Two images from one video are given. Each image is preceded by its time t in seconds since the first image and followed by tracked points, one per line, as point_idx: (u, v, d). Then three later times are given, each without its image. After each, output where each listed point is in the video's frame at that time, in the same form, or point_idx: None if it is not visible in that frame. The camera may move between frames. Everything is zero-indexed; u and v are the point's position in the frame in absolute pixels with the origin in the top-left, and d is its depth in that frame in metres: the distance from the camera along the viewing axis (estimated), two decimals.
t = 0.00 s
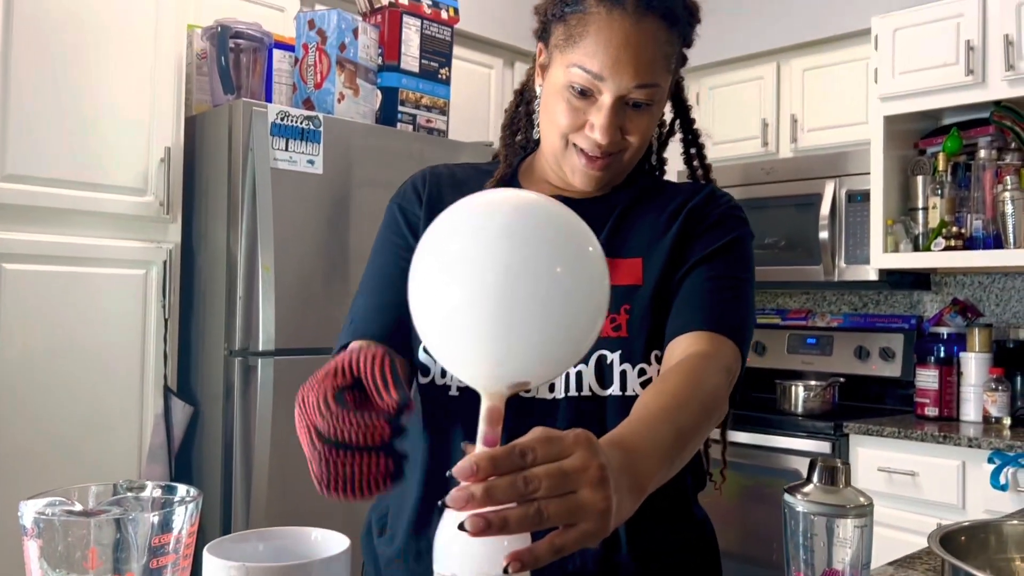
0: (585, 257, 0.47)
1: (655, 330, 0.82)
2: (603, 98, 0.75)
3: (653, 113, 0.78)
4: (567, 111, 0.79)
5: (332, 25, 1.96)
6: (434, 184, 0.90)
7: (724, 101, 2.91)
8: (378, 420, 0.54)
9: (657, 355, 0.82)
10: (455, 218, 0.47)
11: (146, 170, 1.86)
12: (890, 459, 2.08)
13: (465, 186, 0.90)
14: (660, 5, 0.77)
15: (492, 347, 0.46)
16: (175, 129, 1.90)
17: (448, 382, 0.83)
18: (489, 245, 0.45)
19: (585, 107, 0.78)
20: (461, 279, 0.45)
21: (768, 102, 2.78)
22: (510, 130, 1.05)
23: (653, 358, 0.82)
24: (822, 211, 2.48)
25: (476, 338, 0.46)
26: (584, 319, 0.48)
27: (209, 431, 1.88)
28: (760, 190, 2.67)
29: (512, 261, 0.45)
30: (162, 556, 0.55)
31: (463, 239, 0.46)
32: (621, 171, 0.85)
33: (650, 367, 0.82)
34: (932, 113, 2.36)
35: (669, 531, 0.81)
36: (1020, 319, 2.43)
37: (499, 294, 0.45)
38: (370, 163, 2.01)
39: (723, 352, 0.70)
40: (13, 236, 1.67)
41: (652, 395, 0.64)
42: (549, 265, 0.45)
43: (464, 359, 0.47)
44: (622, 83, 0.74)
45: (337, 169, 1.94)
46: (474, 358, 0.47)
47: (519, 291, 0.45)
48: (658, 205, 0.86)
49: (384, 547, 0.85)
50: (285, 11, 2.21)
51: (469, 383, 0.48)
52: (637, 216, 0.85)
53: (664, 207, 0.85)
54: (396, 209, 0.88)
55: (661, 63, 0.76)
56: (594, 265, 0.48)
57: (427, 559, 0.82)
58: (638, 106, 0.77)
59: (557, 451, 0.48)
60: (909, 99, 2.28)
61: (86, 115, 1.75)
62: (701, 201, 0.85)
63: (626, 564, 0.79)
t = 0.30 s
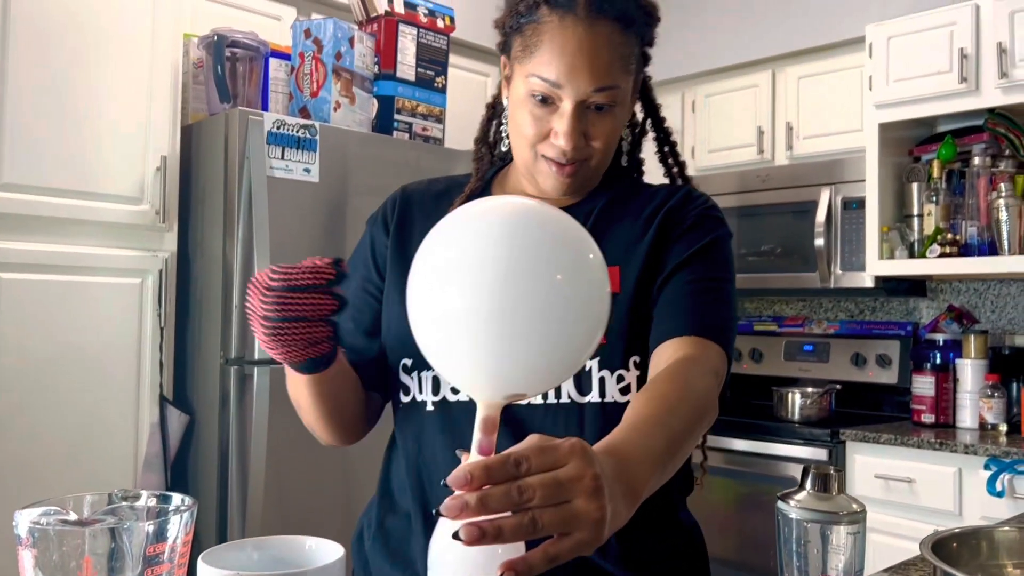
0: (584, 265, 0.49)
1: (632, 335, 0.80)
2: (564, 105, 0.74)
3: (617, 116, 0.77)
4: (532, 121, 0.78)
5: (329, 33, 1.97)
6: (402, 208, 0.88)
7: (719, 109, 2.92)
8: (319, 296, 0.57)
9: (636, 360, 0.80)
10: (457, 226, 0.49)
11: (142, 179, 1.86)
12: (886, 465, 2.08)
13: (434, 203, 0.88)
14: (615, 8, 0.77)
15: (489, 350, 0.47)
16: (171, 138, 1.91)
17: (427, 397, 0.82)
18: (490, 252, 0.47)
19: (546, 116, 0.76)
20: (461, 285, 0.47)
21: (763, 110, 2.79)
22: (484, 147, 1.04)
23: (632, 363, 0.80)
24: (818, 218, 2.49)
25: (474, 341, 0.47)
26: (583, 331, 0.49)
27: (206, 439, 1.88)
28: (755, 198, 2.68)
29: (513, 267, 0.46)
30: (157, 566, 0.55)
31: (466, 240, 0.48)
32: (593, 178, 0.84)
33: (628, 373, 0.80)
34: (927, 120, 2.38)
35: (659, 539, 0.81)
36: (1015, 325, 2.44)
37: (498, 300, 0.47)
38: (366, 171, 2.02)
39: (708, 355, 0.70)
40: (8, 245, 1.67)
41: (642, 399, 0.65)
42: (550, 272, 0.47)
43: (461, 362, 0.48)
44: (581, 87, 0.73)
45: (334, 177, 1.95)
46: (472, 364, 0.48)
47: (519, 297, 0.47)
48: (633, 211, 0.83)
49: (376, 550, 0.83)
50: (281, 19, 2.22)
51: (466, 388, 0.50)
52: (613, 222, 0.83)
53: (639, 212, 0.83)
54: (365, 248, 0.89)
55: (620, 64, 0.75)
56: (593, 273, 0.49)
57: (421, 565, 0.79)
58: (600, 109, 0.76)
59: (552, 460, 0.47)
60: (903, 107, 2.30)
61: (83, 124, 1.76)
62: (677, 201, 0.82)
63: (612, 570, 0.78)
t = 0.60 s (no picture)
0: (582, 276, 0.49)
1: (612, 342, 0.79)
2: (528, 118, 0.75)
3: (586, 123, 0.77)
4: (501, 136, 0.78)
5: (325, 40, 1.98)
6: (381, 235, 0.90)
7: (714, 115, 2.92)
8: (196, 310, 0.62)
9: (613, 365, 0.79)
10: (456, 239, 0.49)
11: (139, 186, 1.87)
12: (882, 470, 2.09)
13: (416, 218, 0.90)
14: (571, 16, 0.77)
15: (487, 357, 0.47)
16: (168, 144, 1.91)
17: (409, 405, 0.82)
18: (490, 265, 0.47)
19: (513, 130, 0.77)
20: (463, 298, 0.47)
21: (758, 115, 2.79)
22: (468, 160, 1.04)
23: (608, 368, 0.79)
24: (813, 224, 2.50)
25: (471, 346, 0.48)
26: (583, 341, 0.50)
27: (202, 445, 1.87)
28: (751, 204, 2.69)
29: (514, 279, 0.47)
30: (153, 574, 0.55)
31: (470, 247, 0.48)
32: (571, 186, 0.84)
33: (605, 379, 0.79)
34: (922, 126, 2.39)
35: (653, 546, 0.81)
36: (1010, 330, 2.45)
37: (499, 312, 0.47)
38: (363, 176, 2.02)
39: (699, 358, 0.70)
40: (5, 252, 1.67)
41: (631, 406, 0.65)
42: (550, 283, 0.47)
43: (459, 367, 0.48)
44: (544, 98, 0.73)
45: (330, 182, 1.95)
46: (475, 377, 0.48)
47: (520, 309, 0.47)
48: (611, 220, 0.83)
49: (364, 554, 0.83)
50: (277, 26, 2.22)
51: (463, 395, 0.50)
52: (593, 232, 0.83)
53: (618, 221, 0.82)
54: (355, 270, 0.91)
55: (584, 74, 0.75)
56: (592, 284, 0.50)
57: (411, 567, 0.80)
58: (566, 119, 0.76)
59: (545, 466, 0.48)
60: (897, 112, 2.31)
61: (79, 132, 1.76)
62: (656, 207, 0.82)
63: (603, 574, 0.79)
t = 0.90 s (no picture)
0: (566, 264, 0.49)
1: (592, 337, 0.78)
2: (481, 121, 0.74)
3: (538, 118, 0.77)
4: (458, 139, 0.78)
5: (318, 38, 1.98)
6: (356, 244, 0.92)
7: (708, 114, 2.93)
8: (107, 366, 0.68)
9: (580, 361, 0.78)
10: (441, 227, 0.49)
11: (131, 185, 1.86)
12: (875, 468, 2.10)
13: (389, 223, 0.91)
14: (514, 12, 0.77)
15: (477, 346, 0.48)
16: (161, 143, 1.91)
17: (385, 410, 0.83)
18: (475, 253, 0.47)
19: (468, 133, 0.77)
20: (447, 286, 0.47)
21: (752, 114, 2.80)
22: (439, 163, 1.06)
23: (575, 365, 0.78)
24: (806, 223, 2.51)
25: (461, 336, 0.48)
26: (569, 330, 0.50)
27: (195, 443, 1.87)
28: (745, 203, 2.70)
29: (498, 268, 0.47)
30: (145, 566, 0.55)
31: (453, 238, 0.48)
32: (537, 178, 0.84)
33: (572, 375, 0.78)
34: (915, 125, 2.40)
35: (641, 539, 0.82)
36: (1003, 328, 2.46)
37: (485, 300, 0.47)
38: (356, 174, 2.02)
39: (682, 352, 0.70)
40: None
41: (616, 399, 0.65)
42: (534, 271, 0.48)
43: (451, 357, 0.49)
44: (492, 99, 0.73)
45: (324, 181, 1.95)
46: (460, 365, 0.49)
47: (506, 298, 0.47)
48: (579, 216, 0.83)
49: (353, 550, 0.84)
50: (271, 25, 2.22)
51: (455, 386, 0.50)
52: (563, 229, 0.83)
53: (589, 219, 0.82)
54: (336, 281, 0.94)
55: (528, 70, 0.75)
56: (577, 273, 0.50)
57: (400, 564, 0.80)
58: (518, 116, 0.75)
59: (538, 456, 0.48)
60: (890, 111, 2.31)
61: (71, 130, 1.75)
62: (624, 199, 0.82)
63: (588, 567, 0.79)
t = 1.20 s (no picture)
0: (566, 256, 0.50)
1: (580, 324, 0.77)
2: (409, 125, 0.75)
3: (464, 109, 0.77)
4: (396, 146, 0.79)
5: (314, 35, 1.97)
6: (321, 256, 0.96)
7: (703, 111, 2.94)
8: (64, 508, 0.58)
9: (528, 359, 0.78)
10: (443, 216, 0.50)
11: (127, 181, 1.86)
12: (869, 464, 2.11)
13: (350, 234, 0.95)
14: (418, 12, 0.76)
15: (475, 334, 0.48)
16: (157, 139, 1.91)
17: (352, 417, 0.87)
18: (476, 244, 0.48)
19: (402, 138, 0.78)
20: (447, 276, 0.48)
21: (747, 112, 2.81)
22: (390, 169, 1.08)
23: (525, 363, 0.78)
24: (801, 219, 2.52)
25: (460, 324, 0.48)
26: (567, 320, 0.50)
27: (191, 439, 1.88)
28: (740, 200, 2.70)
29: (498, 259, 0.47)
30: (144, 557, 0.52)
31: (453, 227, 0.49)
32: (484, 168, 0.84)
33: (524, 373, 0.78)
34: (910, 122, 2.41)
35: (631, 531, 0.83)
36: (996, 325, 2.47)
37: (484, 291, 0.48)
38: (353, 171, 2.02)
39: (654, 344, 0.70)
40: None
41: (601, 389, 0.66)
42: (534, 262, 0.48)
43: (449, 344, 0.49)
44: (413, 104, 0.73)
45: (320, 178, 1.96)
46: (459, 354, 0.49)
47: (505, 288, 0.48)
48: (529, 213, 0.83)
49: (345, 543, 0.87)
50: (267, 21, 2.21)
51: (452, 374, 0.50)
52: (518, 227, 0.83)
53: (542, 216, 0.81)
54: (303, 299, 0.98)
55: (443, 66, 0.75)
56: (577, 264, 0.50)
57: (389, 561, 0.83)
58: (444, 113, 0.76)
59: (532, 447, 0.49)
60: (885, 108, 2.32)
61: (66, 126, 1.75)
62: (572, 191, 0.81)
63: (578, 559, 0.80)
